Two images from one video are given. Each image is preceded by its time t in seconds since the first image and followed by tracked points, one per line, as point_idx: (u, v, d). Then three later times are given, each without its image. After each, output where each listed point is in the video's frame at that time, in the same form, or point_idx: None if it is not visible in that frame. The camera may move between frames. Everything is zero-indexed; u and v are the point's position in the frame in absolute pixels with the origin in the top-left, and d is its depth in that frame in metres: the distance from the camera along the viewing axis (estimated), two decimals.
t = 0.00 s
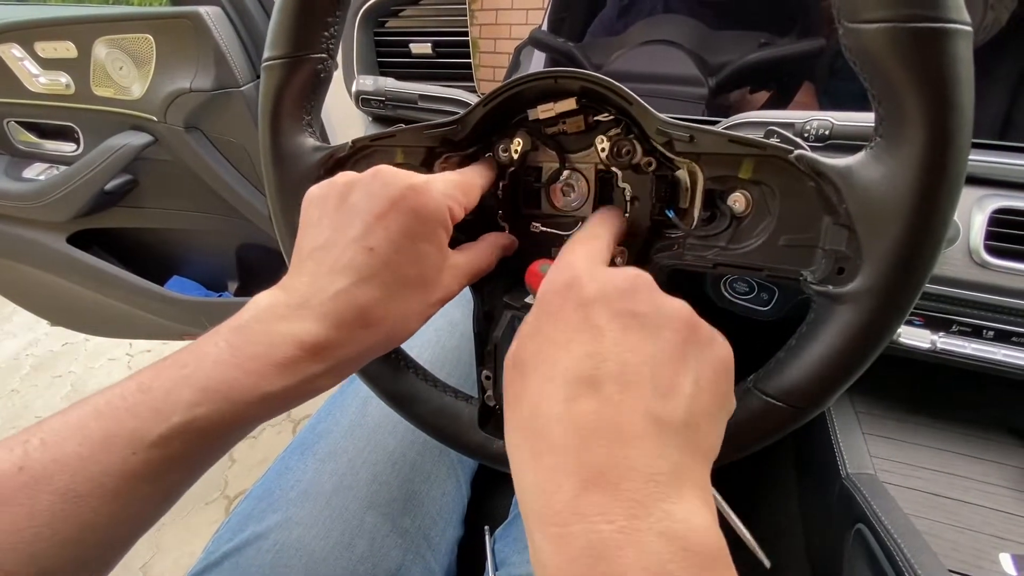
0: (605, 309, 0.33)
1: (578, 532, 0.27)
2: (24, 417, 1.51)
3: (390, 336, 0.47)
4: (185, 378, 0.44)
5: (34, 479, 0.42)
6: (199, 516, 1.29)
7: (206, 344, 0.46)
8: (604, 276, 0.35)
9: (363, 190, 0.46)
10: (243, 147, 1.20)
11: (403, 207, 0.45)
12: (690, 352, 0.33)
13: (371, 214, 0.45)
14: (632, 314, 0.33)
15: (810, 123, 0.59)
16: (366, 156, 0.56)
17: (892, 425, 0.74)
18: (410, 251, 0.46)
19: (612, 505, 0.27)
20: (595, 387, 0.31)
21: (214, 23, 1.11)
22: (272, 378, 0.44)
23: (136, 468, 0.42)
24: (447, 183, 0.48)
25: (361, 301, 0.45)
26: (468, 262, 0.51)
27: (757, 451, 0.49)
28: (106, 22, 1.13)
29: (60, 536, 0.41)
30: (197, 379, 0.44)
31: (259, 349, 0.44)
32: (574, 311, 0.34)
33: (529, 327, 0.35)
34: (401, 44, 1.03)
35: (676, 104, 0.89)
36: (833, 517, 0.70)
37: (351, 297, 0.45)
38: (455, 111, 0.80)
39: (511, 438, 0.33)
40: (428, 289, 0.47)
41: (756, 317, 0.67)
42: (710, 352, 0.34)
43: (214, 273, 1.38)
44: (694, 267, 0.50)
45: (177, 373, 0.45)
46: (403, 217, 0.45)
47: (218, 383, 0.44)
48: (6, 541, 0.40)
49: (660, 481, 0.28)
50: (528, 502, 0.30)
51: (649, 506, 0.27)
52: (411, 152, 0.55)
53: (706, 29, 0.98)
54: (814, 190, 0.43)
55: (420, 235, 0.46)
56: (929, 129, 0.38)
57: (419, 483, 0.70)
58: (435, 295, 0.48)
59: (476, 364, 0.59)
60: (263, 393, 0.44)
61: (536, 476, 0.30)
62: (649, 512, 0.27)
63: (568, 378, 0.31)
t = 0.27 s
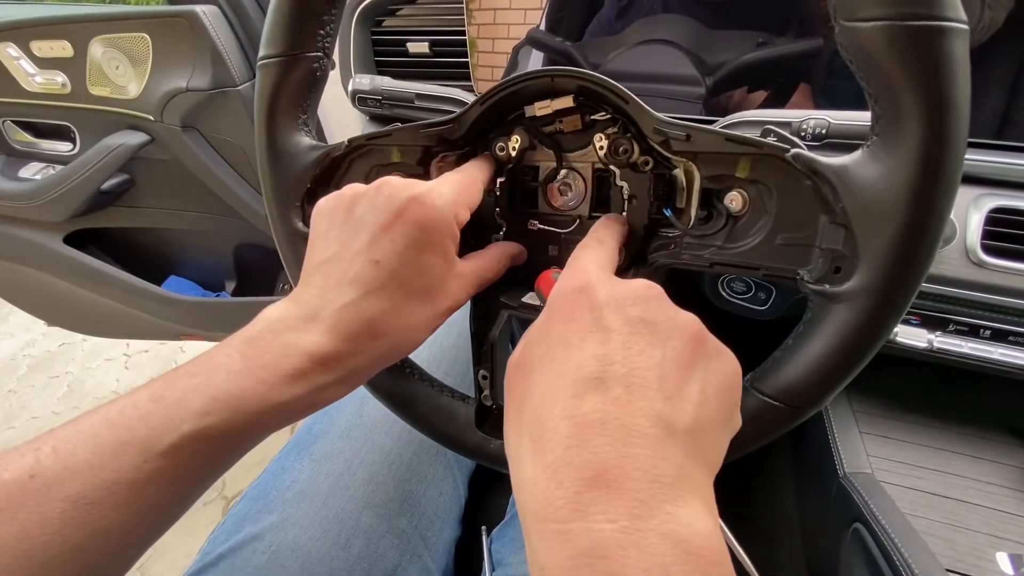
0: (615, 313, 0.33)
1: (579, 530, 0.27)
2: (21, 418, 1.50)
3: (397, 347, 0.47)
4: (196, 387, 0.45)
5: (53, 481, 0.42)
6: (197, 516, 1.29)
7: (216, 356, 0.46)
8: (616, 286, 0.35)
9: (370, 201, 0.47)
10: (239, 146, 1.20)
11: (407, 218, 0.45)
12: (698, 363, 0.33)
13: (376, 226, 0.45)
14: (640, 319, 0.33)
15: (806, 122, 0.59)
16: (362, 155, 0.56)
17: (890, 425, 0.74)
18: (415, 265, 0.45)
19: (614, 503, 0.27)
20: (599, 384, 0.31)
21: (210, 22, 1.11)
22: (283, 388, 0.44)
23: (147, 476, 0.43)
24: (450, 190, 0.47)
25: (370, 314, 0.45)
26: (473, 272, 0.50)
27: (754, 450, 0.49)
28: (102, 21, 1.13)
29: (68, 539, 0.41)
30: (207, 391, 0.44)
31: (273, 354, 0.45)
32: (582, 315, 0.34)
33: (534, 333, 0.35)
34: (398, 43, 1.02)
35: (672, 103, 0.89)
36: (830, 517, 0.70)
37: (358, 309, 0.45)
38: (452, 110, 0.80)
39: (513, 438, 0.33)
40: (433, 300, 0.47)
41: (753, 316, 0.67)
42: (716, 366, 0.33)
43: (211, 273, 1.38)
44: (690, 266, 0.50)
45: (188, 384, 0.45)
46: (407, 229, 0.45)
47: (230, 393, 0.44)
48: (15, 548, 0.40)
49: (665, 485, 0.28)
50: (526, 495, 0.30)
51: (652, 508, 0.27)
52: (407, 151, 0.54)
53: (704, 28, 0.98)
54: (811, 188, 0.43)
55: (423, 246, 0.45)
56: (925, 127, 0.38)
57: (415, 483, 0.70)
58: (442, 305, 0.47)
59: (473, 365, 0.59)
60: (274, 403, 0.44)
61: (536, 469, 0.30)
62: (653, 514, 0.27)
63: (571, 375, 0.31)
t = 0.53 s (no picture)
0: (622, 296, 0.33)
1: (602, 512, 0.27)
2: (20, 419, 1.50)
3: (388, 343, 0.47)
4: (185, 388, 0.45)
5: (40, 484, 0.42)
6: (195, 517, 1.28)
7: (202, 357, 0.46)
8: (623, 271, 0.35)
9: (359, 197, 0.47)
10: (239, 147, 1.20)
11: (394, 213, 0.45)
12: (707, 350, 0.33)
13: (364, 223, 0.46)
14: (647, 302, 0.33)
15: (805, 123, 0.59)
16: (362, 156, 0.56)
17: (889, 426, 0.74)
18: (404, 260, 0.46)
19: (639, 485, 0.27)
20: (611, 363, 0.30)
21: (210, 23, 1.11)
22: (268, 386, 0.44)
23: (133, 478, 0.42)
24: (441, 184, 0.48)
25: (356, 308, 0.45)
26: (467, 268, 0.50)
27: (754, 452, 0.48)
28: (101, 22, 1.13)
29: (56, 541, 0.41)
30: (192, 391, 0.44)
31: (257, 354, 0.45)
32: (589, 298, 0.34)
33: (538, 318, 0.35)
34: (397, 43, 1.02)
35: (672, 104, 0.89)
36: (830, 518, 0.70)
37: (345, 304, 0.45)
38: (451, 111, 0.80)
39: (519, 422, 0.33)
40: (423, 294, 0.47)
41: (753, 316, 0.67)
42: (725, 355, 0.34)
43: (210, 274, 1.38)
44: (690, 267, 0.50)
45: (175, 385, 0.45)
46: (395, 224, 0.45)
47: (217, 393, 0.44)
48: (7, 549, 0.41)
49: (687, 463, 0.28)
50: (538, 478, 0.30)
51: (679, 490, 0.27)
52: (406, 152, 0.54)
53: (704, 29, 0.98)
54: (810, 190, 0.43)
55: (413, 241, 0.46)
56: (924, 128, 0.38)
57: (415, 485, 0.70)
58: (433, 301, 0.48)
59: (472, 366, 0.59)
60: (258, 402, 0.44)
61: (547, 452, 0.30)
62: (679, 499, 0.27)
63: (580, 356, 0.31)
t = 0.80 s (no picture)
0: (680, 309, 0.32)
1: (652, 544, 0.29)
2: (20, 420, 1.50)
3: (386, 348, 0.47)
4: (187, 391, 0.45)
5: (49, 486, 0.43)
6: (196, 519, 1.28)
7: (206, 360, 0.46)
8: (677, 269, 0.33)
9: (356, 198, 0.47)
10: (239, 148, 1.20)
11: (391, 215, 0.45)
12: (769, 366, 0.33)
13: (362, 225, 0.46)
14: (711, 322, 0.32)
15: (804, 124, 0.59)
16: (361, 158, 0.56)
17: (889, 427, 0.74)
18: (402, 262, 0.46)
19: (687, 519, 0.29)
20: (669, 398, 0.31)
21: (210, 25, 1.11)
22: (267, 390, 0.44)
23: (138, 481, 0.43)
24: (437, 187, 0.48)
25: (356, 313, 0.45)
26: (467, 267, 0.50)
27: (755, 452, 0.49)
28: (101, 24, 1.13)
29: (65, 542, 0.42)
30: (197, 395, 0.44)
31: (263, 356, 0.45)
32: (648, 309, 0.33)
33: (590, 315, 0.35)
34: (397, 45, 1.02)
35: (671, 105, 0.90)
36: (830, 519, 0.70)
37: (344, 309, 0.45)
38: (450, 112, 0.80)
39: (563, 414, 0.35)
40: (420, 295, 0.47)
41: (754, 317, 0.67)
42: (786, 365, 0.33)
43: (210, 275, 1.38)
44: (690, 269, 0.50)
45: (178, 389, 0.45)
46: (393, 227, 0.45)
47: (217, 397, 0.44)
48: (11, 552, 0.41)
49: (733, 500, 0.29)
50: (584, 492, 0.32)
51: (723, 523, 0.29)
52: (405, 153, 0.54)
53: (702, 30, 0.98)
54: (808, 191, 0.43)
55: (410, 245, 0.46)
56: (921, 129, 0.38)
57: (416, 485, 0.70)
58: (430, 303, 0.48)
59: (471, 367, 0.59)
60: (259, 406, 0.44)
61: (596, 477, 0.31)
62: (724, 532, 0.29)
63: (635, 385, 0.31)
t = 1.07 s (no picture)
0: (708, 290, 0.32)
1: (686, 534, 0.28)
2: (22, 421, 1.51)
3: (379, 341, 0.47)
4: (181, 392, 0.45)
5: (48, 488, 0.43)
6: (197, 520, 1.29)
7: (200, 359, 0.46)
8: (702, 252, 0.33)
9: (346, 191, 0.47)
10: (240, 149, 1.20)
11: (379, 205, 0.45)
12: (776, 358, 0.34)
13: (351, 217, 0.46)
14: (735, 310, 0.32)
15: (804, 124, 0.59)
16: (361, 159, 0.56)
17: (889, 427, 0.74)
18: (392, 252, 0.46)
19: (716, 502, 0.29)
20: (697, 378, 0.30)
21: (211, 26, 1.11)
22: (263, 390, 0.44)
23: (137, 482, 0.43)
24: (428, 175, 0.47)
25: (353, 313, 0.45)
26: (460, 257, 0.50)
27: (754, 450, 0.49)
28: (103, 25, 1.13)
29: (61, 543, 0.42)
30: (190, 393, 0.44)
31: (258, 352, 0.45)
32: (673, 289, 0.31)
33: (605, 286, 0.33)
34: (397, 46, 1.03)
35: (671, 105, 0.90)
36: (830, 519, 0.70)
37: (336, 301, 0.45)
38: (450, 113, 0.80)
39: (566, 389, 0.34)
40: (412, 288, 0.47)
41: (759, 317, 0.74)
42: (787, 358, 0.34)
43: (211, 276, 1.38)
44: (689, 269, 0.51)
45: (174, 390, 0.45)
46: (382, 218, 0.45)
47: (213, 398, 0.44)
48: (10, 555, 0.42)
49: (755, 484, 0.30)
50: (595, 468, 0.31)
51: (752, 506, 0.29)
52: (405, 154, 0.54)
53: (703, 31, 0.98)
54: (808, 192, 0.43)
55: (400, 236, 0.45)
56: (922, 130, 0.38)
57: (416, 486, 0.70)
58: (423, 295, 0.47)
59: (471, 367, 0.59)
60: (255, 406, 0.44)
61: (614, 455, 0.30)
62: (753, 516, 0.29)
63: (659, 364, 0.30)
